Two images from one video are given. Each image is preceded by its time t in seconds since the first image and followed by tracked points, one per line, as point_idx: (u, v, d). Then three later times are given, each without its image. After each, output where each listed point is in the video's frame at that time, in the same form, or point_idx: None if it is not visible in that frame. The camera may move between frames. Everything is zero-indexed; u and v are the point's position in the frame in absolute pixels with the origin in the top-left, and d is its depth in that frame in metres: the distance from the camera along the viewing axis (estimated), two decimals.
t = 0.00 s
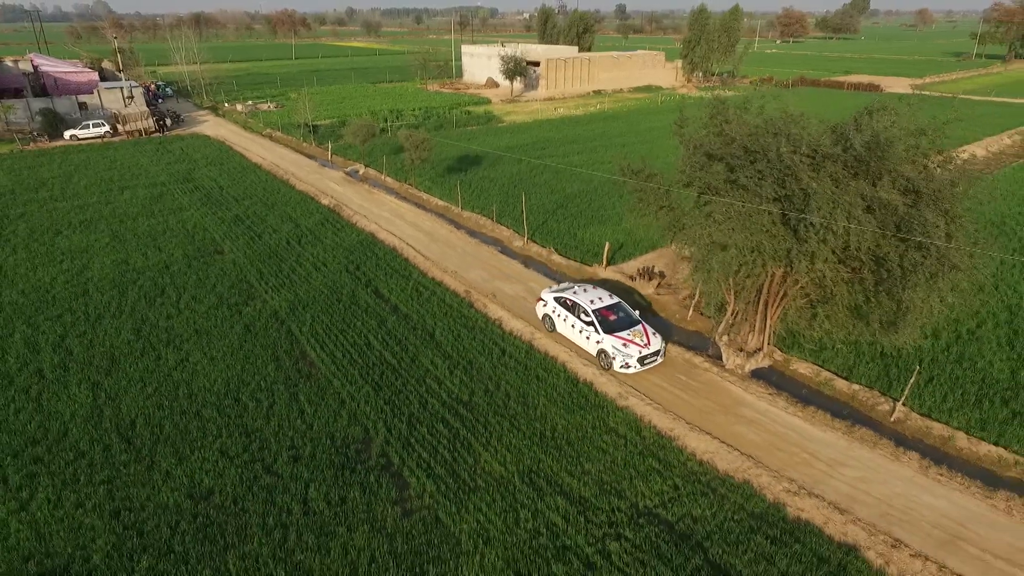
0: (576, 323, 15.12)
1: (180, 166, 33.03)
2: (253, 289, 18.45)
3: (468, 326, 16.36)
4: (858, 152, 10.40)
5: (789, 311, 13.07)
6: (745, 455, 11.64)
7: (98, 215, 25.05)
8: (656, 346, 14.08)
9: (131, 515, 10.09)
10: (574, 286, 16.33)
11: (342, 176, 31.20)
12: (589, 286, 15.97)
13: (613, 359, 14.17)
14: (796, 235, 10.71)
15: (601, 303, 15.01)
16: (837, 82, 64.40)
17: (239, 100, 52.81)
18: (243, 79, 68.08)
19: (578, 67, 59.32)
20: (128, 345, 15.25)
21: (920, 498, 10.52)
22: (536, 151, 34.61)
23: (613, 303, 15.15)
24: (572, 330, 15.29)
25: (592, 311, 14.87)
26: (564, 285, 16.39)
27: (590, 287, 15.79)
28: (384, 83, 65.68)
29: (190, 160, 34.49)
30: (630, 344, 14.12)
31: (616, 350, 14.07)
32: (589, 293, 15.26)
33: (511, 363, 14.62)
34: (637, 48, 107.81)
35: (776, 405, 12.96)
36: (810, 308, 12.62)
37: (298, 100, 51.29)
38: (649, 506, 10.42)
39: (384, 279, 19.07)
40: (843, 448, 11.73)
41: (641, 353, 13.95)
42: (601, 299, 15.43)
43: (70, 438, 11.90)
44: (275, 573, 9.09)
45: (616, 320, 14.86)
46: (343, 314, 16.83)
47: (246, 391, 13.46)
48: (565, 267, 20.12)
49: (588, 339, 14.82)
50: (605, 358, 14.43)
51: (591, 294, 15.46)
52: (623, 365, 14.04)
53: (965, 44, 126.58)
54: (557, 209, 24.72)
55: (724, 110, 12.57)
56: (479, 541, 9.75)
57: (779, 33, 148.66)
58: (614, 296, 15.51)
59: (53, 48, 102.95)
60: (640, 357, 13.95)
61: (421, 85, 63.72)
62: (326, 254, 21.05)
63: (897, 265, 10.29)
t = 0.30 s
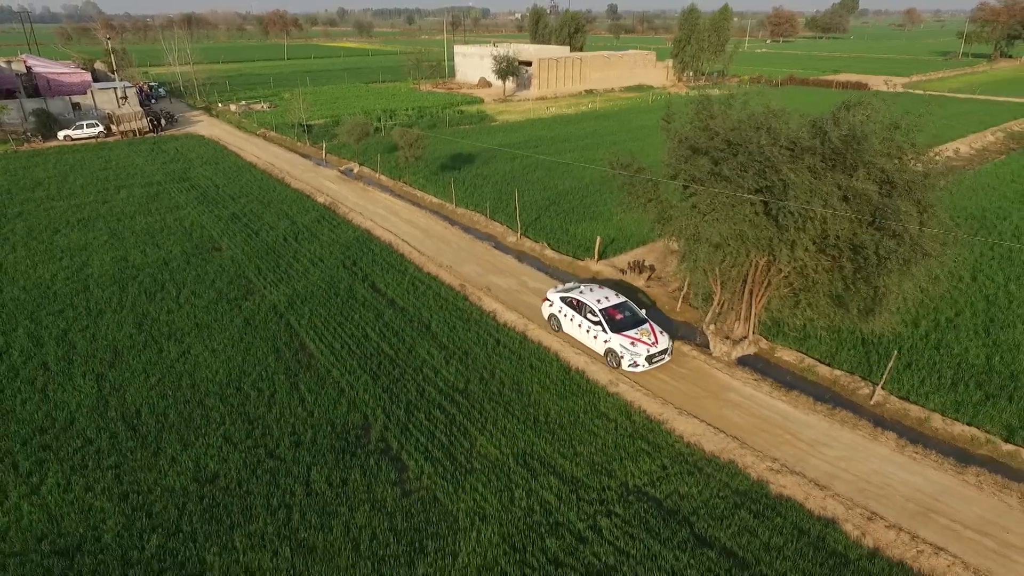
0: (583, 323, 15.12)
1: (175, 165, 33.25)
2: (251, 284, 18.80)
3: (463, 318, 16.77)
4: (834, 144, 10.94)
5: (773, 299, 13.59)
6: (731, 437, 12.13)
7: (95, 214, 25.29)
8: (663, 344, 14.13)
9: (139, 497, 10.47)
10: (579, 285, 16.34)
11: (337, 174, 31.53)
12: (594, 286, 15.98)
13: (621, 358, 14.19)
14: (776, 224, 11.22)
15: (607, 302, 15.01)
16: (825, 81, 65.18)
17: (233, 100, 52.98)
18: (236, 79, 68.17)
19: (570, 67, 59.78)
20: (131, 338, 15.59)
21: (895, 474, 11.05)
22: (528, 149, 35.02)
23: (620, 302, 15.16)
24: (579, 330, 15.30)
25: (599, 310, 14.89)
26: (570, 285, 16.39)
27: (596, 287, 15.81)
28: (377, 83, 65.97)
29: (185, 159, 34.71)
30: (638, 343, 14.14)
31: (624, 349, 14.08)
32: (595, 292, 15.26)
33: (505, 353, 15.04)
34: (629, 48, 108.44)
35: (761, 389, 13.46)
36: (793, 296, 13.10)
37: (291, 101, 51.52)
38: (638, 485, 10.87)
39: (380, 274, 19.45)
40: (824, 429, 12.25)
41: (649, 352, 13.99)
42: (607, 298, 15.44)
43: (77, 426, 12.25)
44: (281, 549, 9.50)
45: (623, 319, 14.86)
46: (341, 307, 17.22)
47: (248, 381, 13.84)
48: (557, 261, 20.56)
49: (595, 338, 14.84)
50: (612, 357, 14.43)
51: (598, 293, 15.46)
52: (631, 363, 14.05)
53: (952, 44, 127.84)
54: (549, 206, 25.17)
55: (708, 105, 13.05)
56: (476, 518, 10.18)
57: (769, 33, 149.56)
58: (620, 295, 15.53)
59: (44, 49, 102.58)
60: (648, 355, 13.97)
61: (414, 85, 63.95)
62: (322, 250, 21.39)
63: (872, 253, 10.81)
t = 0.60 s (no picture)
0: (589, 321, 15.15)
1: (170, 164, 33.46)
2: (249, 279, 19.15)
3: (457, 309, 17.20)
4: (811, 137, 11.46)
5: (756, 287, 14.10)
6: (716, 419, 12.63)
7: (92, 212, 25.51)
8: (670, 342, 14.20)
9: (145, 480, 10.83)
10: (584, 284, 16.38)
11: (332, 173, 31.85)
12: (599, 284, 16.04)
13: (628, 356, 14.24)
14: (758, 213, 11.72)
15: (613, 300, 15.06)
16: (813, 79, 65.88)
17: (226, 100, 53.17)
18: (228, 78, 68.24)
19: (561, 66, 60.29)
20: (131, 331, 15.91)
21: (872, 452, 11.57)
22: (521, 147, 35.46)
23: (625, 300, 15.23)
24: (585, 328, 15.33)
25: (604, 308, 14.96)
26: (574, 284, 16.44)
27: (601, 285, 15.85)
28: (370, 83, 66.25)
29: (180, 158, 34.93)
30: (645, 341, 14.21)
31: (631, 347, 14.12)
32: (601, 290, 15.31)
33: (499, 343, 15.48)
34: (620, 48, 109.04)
35: (745, 375, 13.98)
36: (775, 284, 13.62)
37: (284, 100, 51.73)
38: (627, 465, 11.33)
39: (375, 268, 19.84)
40: (805, 411, 12.77)
41: (656, 350, 14.06)
42: (613, 297, 15.49)
43: (83, 414, 12.59)
44: (284, 527, 9.90)
45: (629, 317, 14.92)
46: (338, 300, 17.61)
47: (248, 370, 14.23)
48: (549, 256, 21.03)
49: (602, 337, 14.88)
50: (619, 354, 14.48)
51: (603, 291, 15.52)
52: (638, 361, 14.11)
53: (939, 44, 129.23)
54: (541, 202, 25.63)
55: (693, 101, 13.56)
56: (471, 496, 10.61)
57: (759, 33, 150.65)
58: (625, 294, 15.60)
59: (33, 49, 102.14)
60: (655, 353, 14.05)
61: (407, 85, 64.09)
62: (318, 246, 21.75)
63: (849, 241, 11.32)
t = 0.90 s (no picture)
0: (593, 320, 15.21)
1: (163, 164, 33.64)
2: (244, 274, 19.47)
3: (450, 302, 17.63)
4: (788, 130, 11.97)
5: (738, 277, 14.62)
6: (699, 403, 13.13)
7: (87, 211, 25.74)
8: (676, 339, 14.27)
9: (149, 465, 11.19)
10: (587, 283, 16.42)
11: (325, 171, 32.16)
12: (602, 283, 16.08)
13: (634, 354, 14.31)
14: (737, 204, 12.23)
15: (617, 299, 15.12)
16: (800, 78, 66.66)
17: (218, 100, 53.33)
18: (219, 79, 68.32)
19: (552, 66, 60.80)
20: (130, 325, 16.22)
21: (848, 433, 12.10)
22: (512, 146, 35.92)
23: (629, 299, 15.29)
24: (589, 327, 15.38)
25: (609, 307, 15.02)
26: (577, 283, 16.47)
27: (604, 284, 15.92)
28: (362, 83, 66.52)
29: (173, 158, 35.11)
30: (651, 339, 14.29)
31: (637, 345, 14.20)
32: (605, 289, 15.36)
33: (491, 333, 15.91)
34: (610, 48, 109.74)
35: (728, 361, 14.50)
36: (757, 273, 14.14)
37: (276, 100, 51.97)
38: (614, 447, 11.79)
39: (369, 264, 20.22)
40: (785, 395, 13.29)
41: (662, 347, 14.14)
42: (617, 295, 15.55)
43: (85, 404, 12.92)
44: (284, 507, 10.29)
45: (634, 315, 14.99)
46: (333, 294, 17.99)
47: (246, 361, 14.59)
48: (540, 251, 21.50)
49: (607, 335, 14.95)
50: (625, 352, 14.56)
51: (607, 290, 15.56)
52: (644, 359, 14.20)
53: (924, 44, 130.76)
54: (531, 199, 26.08)
55: (676, 98, 14.07)
56: (465, 477, 11.02)
57: (748, 33, 151.90)
58: (629, 292, 15.67)
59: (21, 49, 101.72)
60: (661, 350, 14.14)
61: (398, 85, 64.31)
62: (312, 242, 22.10)
63: (824, 230, 11.84)
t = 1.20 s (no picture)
0: (596, 318, 15.23)
1: (154, 163, 33.83)
2: (238, 270, 19.82)
3: (441, 294, 18.08)
4: (763, 124, 12.50)
5: (720, 266, 15.16)
6: (682, 388, 13.65)
7: (80, 209, 25.93)
8: (679, 336, 14.38)
9: (149, 450, 11.56)
10: (588, 281, 16.48)
11: (316, 170, 32.47)
12: (604, 281, 16.15)
13: (637, 352, 14.37)
14: (715, 195, 12.76)
15: (620, 296, 15.17)
16: (787, 77, 67.57)
17: (208, 101, 53.44)
18: (208, 79, 68.33)
19: (541, 66, 61.29)
20: (126, 319, 16.55)
21: (822, 414, 12.65)
22: (501, 144, 36.36)
23: (631, 296, 15.39)
24: (592, 325, 15.42)
25: (611, 304, 15.07)
26: (578, 281, 16.50)
27: (606, 282, 15.97)
28: (352, 83, 66.76)
29: (164, 158, 35.28)
30: (654, 336, 14.38)
31: (641, 342, 14.28)
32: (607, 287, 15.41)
33: (481, 324, 16.37)
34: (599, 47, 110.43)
35: (709, 348, 15.04)
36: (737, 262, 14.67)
37: (267, 100, 52.15)
38: (599, 429, 12.27)
39: (361, 259, 20.62)
40: (763, 379, 13.85)
41: (665, 344, 14.23)
42: (619, 293, 15.61)
43: (85, 394, 13.26)
44: (282, 488, 10.70)
45: (636, 312, 15.07)
46: (326, 288, 18.37)
47: (242, 353, 14.95)
48: (529, 245, 21.99)
49: (610, 333, 15.00)
50: (628, 350, 14.62)
51: (609, 288, 15.63)
52: (648, 356, 14.26)
53: (909, 45, 132.43)
54: (521, 195, 26.56)
55: (658, 94, 14.57)
56: (455, 458, 11.46)
57: (736, 33, 153.16)
58: (630, 290, 15.75)
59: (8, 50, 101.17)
60: (664, 347, 14.22)
61: (388, 85, 64.59)
62: (305, 239, 22.44)
63: (798, 219, 12.38)
